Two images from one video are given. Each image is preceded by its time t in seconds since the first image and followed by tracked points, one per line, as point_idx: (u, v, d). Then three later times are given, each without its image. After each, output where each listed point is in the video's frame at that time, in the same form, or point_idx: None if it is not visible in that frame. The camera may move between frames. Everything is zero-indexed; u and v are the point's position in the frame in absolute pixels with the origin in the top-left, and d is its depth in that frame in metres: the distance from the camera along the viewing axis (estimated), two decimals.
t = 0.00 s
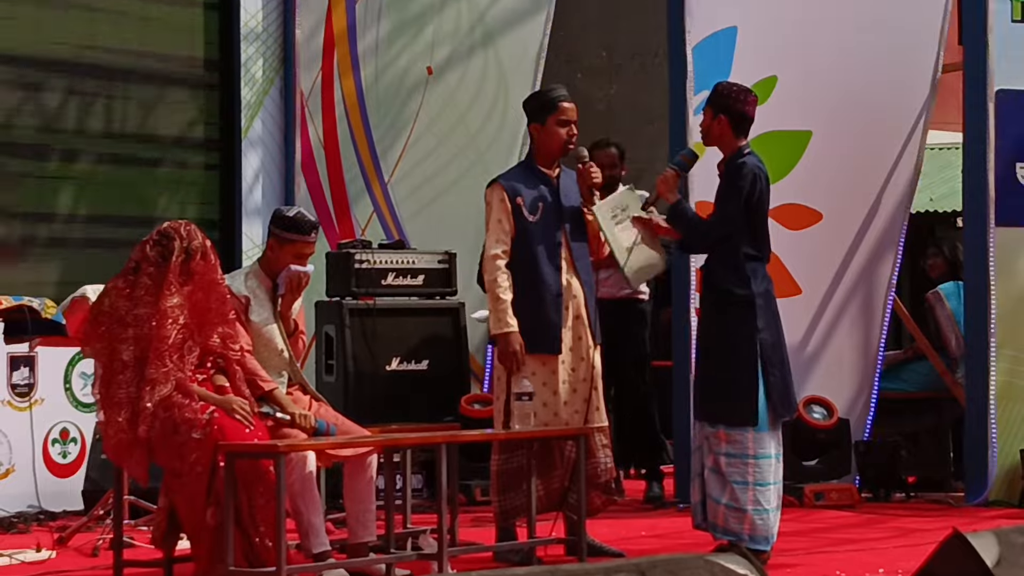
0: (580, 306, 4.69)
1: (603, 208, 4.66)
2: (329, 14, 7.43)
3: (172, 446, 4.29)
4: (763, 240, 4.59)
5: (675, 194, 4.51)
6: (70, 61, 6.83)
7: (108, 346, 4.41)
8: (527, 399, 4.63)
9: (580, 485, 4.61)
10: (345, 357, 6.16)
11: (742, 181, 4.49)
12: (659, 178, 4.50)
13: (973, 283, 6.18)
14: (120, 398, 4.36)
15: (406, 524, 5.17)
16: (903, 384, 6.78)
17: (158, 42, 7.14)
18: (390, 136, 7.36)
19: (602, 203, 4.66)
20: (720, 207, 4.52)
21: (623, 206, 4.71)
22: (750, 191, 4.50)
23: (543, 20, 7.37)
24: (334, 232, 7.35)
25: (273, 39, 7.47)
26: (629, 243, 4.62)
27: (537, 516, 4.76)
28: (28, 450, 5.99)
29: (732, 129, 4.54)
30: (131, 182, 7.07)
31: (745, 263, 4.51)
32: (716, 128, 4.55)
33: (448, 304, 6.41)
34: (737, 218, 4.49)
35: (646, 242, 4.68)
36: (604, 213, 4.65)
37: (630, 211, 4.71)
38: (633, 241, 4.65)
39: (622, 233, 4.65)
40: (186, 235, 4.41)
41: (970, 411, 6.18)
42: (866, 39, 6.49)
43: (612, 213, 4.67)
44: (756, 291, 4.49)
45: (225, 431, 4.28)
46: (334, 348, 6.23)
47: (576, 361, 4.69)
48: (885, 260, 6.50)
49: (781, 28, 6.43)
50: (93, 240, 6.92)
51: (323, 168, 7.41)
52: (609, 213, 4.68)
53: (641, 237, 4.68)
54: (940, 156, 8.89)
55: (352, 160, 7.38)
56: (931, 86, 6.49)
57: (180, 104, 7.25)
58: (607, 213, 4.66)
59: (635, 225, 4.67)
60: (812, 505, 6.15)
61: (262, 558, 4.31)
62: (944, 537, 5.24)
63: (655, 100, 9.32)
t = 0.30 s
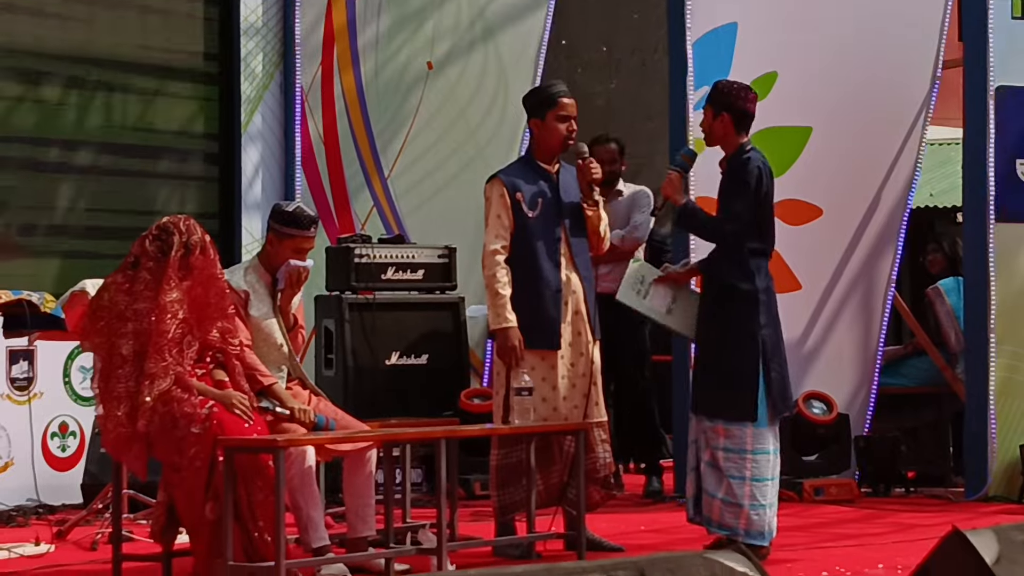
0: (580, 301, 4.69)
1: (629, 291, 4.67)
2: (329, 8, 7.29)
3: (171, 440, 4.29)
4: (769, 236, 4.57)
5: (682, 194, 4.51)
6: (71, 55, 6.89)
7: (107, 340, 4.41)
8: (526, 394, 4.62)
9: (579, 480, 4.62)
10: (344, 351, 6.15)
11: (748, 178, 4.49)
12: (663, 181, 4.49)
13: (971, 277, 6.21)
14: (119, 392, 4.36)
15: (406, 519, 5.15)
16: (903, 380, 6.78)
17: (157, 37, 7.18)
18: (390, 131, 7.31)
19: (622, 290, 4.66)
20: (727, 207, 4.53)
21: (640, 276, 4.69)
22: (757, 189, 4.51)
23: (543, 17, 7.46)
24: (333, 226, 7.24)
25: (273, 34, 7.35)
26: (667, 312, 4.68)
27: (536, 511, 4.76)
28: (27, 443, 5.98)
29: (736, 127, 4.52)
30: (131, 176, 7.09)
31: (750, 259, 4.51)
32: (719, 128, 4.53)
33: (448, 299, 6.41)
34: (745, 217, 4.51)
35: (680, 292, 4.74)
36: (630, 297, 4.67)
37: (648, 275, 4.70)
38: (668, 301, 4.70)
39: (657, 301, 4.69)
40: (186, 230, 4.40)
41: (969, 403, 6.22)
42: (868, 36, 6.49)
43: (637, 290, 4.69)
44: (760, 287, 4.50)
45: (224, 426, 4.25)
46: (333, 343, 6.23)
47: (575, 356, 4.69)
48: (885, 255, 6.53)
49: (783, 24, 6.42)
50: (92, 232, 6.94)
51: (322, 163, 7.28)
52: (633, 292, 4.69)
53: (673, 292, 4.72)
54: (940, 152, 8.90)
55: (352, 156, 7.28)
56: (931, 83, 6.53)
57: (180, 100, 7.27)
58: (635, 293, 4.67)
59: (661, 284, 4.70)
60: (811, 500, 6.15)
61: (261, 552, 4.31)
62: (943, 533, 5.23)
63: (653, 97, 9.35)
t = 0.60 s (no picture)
0: (576, 277, 4.67)
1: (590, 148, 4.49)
2: None
3: (169, 414, 4.30)
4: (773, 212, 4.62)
5: (683, 153, 4.42)
6: (68, 27, 6.89)
7: (104, 314, 4.39)
8: (524, 369, 4.61)
9: (576, 457, 4.60)
10: (342, 327, 6.16)
11: (755, 145, 4.52)
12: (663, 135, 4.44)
13: (969, 256, 6.20)
14: (116, 365, 4.35)
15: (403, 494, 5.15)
16: (901, 358, 6.79)
17: (155, 9, 7.16)
18: (388, 105, 7.28)
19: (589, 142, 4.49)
20: (733, 173, 4.48)
21: (608, 146, 4.54)
22: (763, 156, 4.53)
23: None
24: (332, 201, 7.23)
25: (272, 7, 7.33)
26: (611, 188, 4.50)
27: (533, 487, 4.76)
28: (24, 414, 5.98)
29: (745, 102, 4.51)
30: (129, 149, 7.08)
31: (759, 233, 4.53)
32: (729, 102, 4.51)
33: (446, 275, 6.41)
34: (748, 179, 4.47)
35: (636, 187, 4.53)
36: (590, 154, 4.49)
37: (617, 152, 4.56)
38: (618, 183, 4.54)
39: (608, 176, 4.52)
40: (183, 202, 4.38)
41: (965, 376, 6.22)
42: (870, 11, 6.43)
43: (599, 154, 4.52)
44: (769, 262, 4.52)
45: (221, 400, 4.27)
46: (331, 318, 6.25)
47: (572, 333, 4.67)
48: (885, 233, 6.48)
49: None
50: (89, 205, 6.92)
51: (320, 135, 7.26)
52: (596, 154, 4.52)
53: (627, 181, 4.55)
54: (940, 130, 8.89)
55: (351, 130, 7.26)
56: (931, 59, 6.40)
57: (178, 72, 7.25)
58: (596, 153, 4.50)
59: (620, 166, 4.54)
60: (807, 477, 6.13)
61: (258, 526, 4.31)
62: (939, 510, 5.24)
63: (651, 74, 9.33)
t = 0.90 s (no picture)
0: (574, 267, 4.67)
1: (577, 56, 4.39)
2: None
3: (166, 405, 4.29)
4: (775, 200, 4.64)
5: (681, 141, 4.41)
6: (65, 17, 6.91)
7: (101, 304, 4.39)
8: (522, 360, 4.59)
9: (574, 446, 4.60)
10: (340, 317, 6.18)
11: (760, 133, 4.52)
12: (664, 119, 4.40)
13: (968, 245, 6.20)
14: (113, 355, 4.34)
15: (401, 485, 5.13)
16: (898, 348, 6.80)
17: None
18: (387, 95, 7.25)
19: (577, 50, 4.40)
20: (735, 160, 4.49)
21: (593, 67, 4.46)
22: (767, 147, 4.52)
23: None
24: (329, 190, 7.25)
25: None
26: (588, 98, 4.35)
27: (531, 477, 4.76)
28: (21, 404, 5.98)
29: (741, 95, 4.53)
30: (126, 138, 7.11)
31: (765, 222, 4.55)
32: (726, 94, 4.51)
33: (444, 265, 6.39)
34: (751, 167, 4.49)
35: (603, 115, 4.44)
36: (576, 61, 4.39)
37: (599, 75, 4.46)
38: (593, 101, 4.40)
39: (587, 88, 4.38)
40: (181, 193, 4.37)
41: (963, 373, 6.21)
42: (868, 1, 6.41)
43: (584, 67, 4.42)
44: (773, 251, 4.54)
45: (218, 390, 4.25)
46: (329, 308, 6.24)
47: (569, 323, 4.67)
48: (883, 223, 6.49)
49: None
50: (85, 194, 6.96)
51: (319, 128, 7.28)
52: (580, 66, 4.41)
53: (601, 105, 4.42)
54: (938, 120, 8.88)
55: (349, 120, 7.27)
56: (930, 48, 6.43)
57: (176, 61, 7.27)
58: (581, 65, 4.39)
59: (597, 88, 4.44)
60: (807, 468, 6.12)
61: (256, 516, 4.30)
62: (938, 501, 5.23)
63: (648, 64, 9.32)
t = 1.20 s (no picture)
0: (539, 258, 4.67)
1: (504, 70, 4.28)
2: None
3: (130, 395, 4.26)
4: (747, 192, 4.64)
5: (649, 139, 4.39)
6: (30, 6, 6.96)
7: (66, 294, 4.36)
8: (488, 351, 4.60)
9: (540, 436, 4.62)
10: (306, 308, 6.18)
11: (735, 129, 4.52)
12: (631, 118, 4.37)
13: (934, 238, 6.22)
14: (77, 345, 4.33)
15: (367, 476, 5.12)
16: (864, 340, 6.83)
17: None
18: (354, 85, 7.24)
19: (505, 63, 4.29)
20: (707, 154, 4.49)
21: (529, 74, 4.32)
22: (740, 142, 4.53)
23: None
24: (295, 180, 7.21)
25: None
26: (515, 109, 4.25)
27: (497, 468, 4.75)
28: None
29: (708, 89, 4.52)
30: (92, 128, 7.16)
31: (734, 215, 4.55)
32: (694, 89, 4.51)
33: (410, 256, 6.40)
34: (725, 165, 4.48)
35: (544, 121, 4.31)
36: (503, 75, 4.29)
37: (537, 80, 4.32)
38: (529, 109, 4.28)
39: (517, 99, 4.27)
40: (146, 182, 4.35)
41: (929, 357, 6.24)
42: None
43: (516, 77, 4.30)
44: (745, 245, 4.57)
45: (183, 380, 4.25)
46: (295, 299, 6.24)
47: (534, 314, 4.67)
48: (849, 215, 6.56)
49: None
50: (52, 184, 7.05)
51: (286, 118, 7.23)
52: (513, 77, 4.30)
53: (540, 111, 4.30)
54: (904, 113, 8.93)
55: (316, 111, 7.23)
56: (896, 44, 6.58)
57: (143, 49, 7.28)
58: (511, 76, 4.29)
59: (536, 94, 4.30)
60: (773, 459, 6.16)
61: (220, 508, 4.28)
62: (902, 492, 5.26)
63: (617, 56, 9.32)
